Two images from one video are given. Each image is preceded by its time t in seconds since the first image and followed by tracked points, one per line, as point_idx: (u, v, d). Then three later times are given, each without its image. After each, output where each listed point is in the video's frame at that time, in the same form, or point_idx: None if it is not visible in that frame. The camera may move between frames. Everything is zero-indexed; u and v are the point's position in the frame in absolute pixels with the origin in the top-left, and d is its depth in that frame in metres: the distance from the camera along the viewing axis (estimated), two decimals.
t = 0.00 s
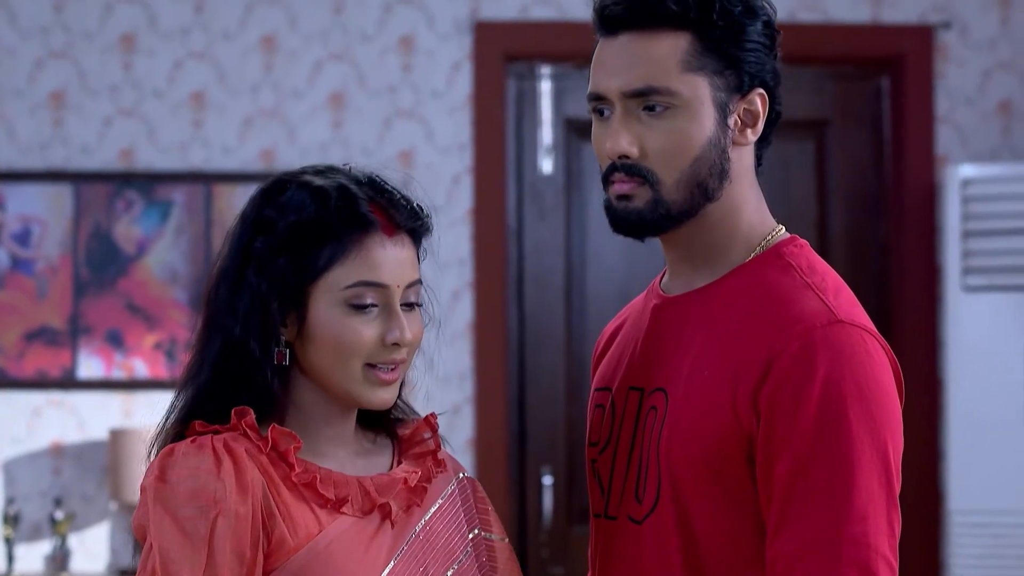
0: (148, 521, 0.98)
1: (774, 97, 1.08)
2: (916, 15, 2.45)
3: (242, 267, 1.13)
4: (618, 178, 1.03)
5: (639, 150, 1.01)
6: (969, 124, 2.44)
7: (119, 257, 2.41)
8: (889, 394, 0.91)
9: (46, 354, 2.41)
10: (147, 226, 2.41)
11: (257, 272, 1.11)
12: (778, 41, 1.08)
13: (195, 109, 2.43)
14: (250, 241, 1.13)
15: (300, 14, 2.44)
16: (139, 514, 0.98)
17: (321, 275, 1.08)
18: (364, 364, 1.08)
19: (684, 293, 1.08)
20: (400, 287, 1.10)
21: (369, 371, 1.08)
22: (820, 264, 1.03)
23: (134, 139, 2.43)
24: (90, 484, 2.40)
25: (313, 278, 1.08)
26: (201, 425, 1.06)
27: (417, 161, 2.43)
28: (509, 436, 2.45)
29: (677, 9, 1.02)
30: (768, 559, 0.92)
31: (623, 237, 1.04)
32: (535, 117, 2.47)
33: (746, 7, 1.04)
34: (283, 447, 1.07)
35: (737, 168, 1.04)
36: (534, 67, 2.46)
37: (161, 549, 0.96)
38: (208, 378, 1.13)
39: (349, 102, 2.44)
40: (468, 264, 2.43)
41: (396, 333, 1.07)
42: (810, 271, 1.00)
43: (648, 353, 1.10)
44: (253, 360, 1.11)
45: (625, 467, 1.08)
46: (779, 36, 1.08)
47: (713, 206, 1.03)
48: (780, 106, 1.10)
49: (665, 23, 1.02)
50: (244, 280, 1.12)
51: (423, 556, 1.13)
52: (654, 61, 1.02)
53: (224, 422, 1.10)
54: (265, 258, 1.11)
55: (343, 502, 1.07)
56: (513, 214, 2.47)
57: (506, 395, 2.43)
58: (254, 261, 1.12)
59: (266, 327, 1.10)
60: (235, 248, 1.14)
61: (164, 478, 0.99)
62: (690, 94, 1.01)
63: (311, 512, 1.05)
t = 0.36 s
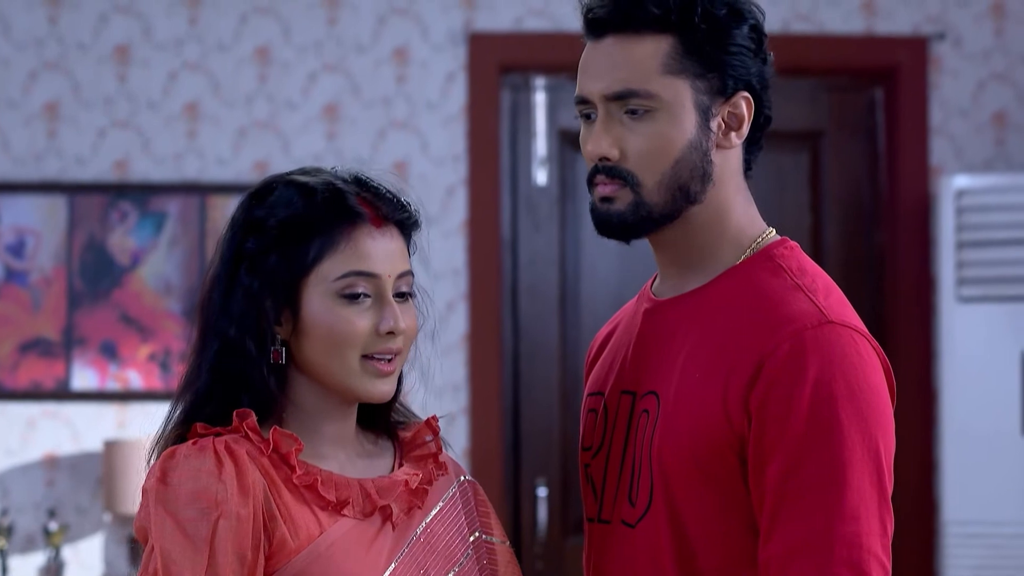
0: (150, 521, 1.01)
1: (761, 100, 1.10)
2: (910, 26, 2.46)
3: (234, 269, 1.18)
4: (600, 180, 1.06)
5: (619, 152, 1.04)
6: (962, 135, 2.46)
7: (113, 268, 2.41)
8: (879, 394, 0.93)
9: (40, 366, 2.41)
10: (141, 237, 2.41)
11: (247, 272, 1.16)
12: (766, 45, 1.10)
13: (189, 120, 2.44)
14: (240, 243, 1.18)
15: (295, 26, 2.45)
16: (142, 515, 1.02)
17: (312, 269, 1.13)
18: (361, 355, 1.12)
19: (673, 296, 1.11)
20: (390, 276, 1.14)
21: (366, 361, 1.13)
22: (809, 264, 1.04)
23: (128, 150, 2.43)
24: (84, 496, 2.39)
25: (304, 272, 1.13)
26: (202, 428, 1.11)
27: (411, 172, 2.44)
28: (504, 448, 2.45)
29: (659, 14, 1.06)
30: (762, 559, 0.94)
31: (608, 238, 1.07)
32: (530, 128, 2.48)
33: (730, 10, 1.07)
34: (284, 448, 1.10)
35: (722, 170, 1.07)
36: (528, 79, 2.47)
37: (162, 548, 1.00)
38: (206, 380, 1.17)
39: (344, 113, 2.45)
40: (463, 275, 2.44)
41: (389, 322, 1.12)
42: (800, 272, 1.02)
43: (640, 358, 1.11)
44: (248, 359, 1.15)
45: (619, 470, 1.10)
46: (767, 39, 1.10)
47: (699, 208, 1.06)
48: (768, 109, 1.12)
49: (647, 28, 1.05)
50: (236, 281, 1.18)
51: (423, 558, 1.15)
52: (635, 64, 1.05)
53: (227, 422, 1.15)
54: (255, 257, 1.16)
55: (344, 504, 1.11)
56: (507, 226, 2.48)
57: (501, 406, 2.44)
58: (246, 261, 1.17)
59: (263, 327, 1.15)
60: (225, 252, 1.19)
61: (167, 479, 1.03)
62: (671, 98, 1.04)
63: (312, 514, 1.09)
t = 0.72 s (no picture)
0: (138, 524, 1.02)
1: (745, 101, 1.11)
2: (905, 37, 2.48)
3: (225, 272, 1.21)
4: (584, 185, 1.09)
5: (599, 156, 1.07)
6: (957, 146, 2.47)
7: (108, 280, 2.41)
8: (871, 395, 0.93)
9: (35, 377, 2.41)
10: (136, 248, 2.41)
11: (237, 273, 1.19)
12: (750, 46, 1.11)
13: (185, 131, 2.44)
14: (229, 246, 1.20)
15: (290, 37, 2.45)
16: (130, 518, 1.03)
17: (299, 266, 1.15)
18: (351, 351, 1.14)
19: (664, 299, 1.12)
20: (377, 271, 1.16)
21: (356, 356, 1.14)
22: (800, 266, 1.06)
23: (123, 161, 2.44)
24: (79, 507, 2.39)
25: (292, 269, 1.15)
26: (195, 429, 1.13)
27: (406, 183, 2.45)
28: (499, 459, 2.45)
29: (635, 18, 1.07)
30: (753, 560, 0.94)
31: (593, 242, 1.10)
32: (525, 139, 2.49)
33: (710, 11, 1.08)
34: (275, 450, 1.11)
35: (705, 172, 1.08)
36: (523, 90, 2.48)
37: (150, 550, 1.00)
38: (198, 383, 1.20)
39: (339, 125, 2.46)
40: (458, 286, 2.44)
41: (377, 316, 1.13)
42: (790, 274, 1.03)
43: (632, 361, 1.13)
44: (239, 360, 1.18)
45: (610, 473, 1.11)
46: (750, 40, 1.11)
47: (683, 210, 1.07)
48: (756, 110, 1.12)
49: (623, 32, 1.08)
50: (226, 284, 1.20)
51: (416, 561, 1.15)
52: (612, 68, 1.07)
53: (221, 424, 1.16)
54: (244, 259, 1.18)
55: (334, 506, 1.11)
56: (503, 237, 2.48)
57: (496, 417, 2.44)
58: (235, 262, 1.19)
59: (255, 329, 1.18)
60: (215, 256, 1.22)
61: (155, 482, 1.04)
62: (648, 101, 1.06)
63: (300, 517, 1.09)
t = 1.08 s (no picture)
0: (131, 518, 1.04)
1: (737, 96, 1.11)
2: (902, 41, 2.49)
3: (218, 266, 1.22)
4: (577, 185, 1.11)
5: (589, 155, 1.08)
6: (955, 150, 2.48)
7: (106, 284, 2.42)
8: (865, 388, 0.94)
9: (33, 381, 2.41)
10: (134, 252, 2.42)
11: (229, 267, 1.20)
12: (739, 41, 1.11)
13: (183, 135, 2.45)
14: (222, 241, 1.22)
15: (289, 42, 2.46)
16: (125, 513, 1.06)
17: (290, 259, 1.17)
18: (344, 342, 1.15)
19: (659, 295, 1.13)
20: (368, 262, 1.18)
21: (351, 347, 1.15)
22: (795, 261, 1.06)
23: (122, 165, 2.44)
24: (77, 511, 2.39)
25: (283, 262, 1.17)
26: (191, 425, 1.13)
27: (404, 187, 2.45)
28: (497, 463, 2.46)
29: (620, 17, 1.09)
30: (749, 555, 0.95)
31: (589, 241, 1.11)
32: (523, 143, 2.50)
33: (696, 7, 1.09)
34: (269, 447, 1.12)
35: (697, 167, 1.08)
36: (521, 94, 2.49)
37: (142, 544, 1.03)
38: (192, 379, 1.21)
39: (337, 129, 2.46)
40: (456, 290, 2.45)
41: (369, 306, 1.14)
42: (785, 269, 1.04)
43: (627, 358, 1.14)
44: (232, 353, 1.19)
45: (605, 469, 1.12)
46: (739, 35, 1.11)
47: (675, 206, 1.08)
48: (748, 105, 1.12)
49: (607, 32, 1.09)
50: (219, 279, 1.21)
51: (410, 560, 1.16)
52: (601, 67, 1.09)
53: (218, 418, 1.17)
54: (236, 253, 1.20)
55: (327, 504, 1.12)
56: (501, 241, 2.49)
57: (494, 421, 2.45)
58: (228, 257, 1.20)
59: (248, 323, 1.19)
60: (208, 252, 1.23)
61: (149, 477, 1.06)
62: (635, 99, 1.07)
63: (292, 514, 1.10)
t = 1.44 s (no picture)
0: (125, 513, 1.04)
1: (729, 90, 1.12)
2: (899, 39, 2.49)
3: (211, 259, 1.23)
4: (571, 184, 1.11)
5: (581, 153, 1.09)
6: (952, 148, 2.49)
7: (104, 281, 2.42)
8: (860, 380, 0.95)
9: (30, 378, 2.42)
10: (132, 250, 2.42)
11: (223, 260, 1.21)
12: (730, 33, 1.12)
13: (180, 133, 2.45)
14: (214, 234, 1.22)
15: (286, 40, 2.46)
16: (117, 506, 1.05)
17: (284, 251, 1.17)
18: (339, 333, 1.16)
19: (654, 289, 1.14)
20: (362, 254, 1.19)
21: (346, 338, 1.16)
22: (790, 254, 1.07)
23: (119, 163, 2.44)
24: (75, 508, 2.39)
25: (277, 254, 1.17)
26: (184, 418, 1.14)
27: (401, 185, 2.45)
28: (494, 461, 2.47)
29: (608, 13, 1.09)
30: (744, 547, 0.96)
31: (584, 238, 1.12)
32: (521, 141, 2.50)
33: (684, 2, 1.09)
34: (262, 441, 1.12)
35: (689, 161, 1.09)
36: (518, 92, 2.49)
37: (134, 538, 1.03)
38: (185, 372, 1.22)
39: (334, 127, 2.46)
40: (453, 288, 2.45)
41: (363, 298, 1.16)
42: (780, 262, 1.05)
43: (622, 352, 1.14)
44: (226, 345, 1.19)
45: (600, 463, 1.12)
46: (729, 28, 1.11)
47: (669, 200, 1.09)
48: (741, 98, 1.13)
49: (596, 29, 1.10)
50: (213, 271, 1.22)
51: (402, 554, 1.17)
52: (590, 65, 1.09)
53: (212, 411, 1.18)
54: (229, 246, 1.21)
55: (321, 498, 1.12)
56: (498, 240, 2.49)
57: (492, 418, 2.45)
58: (221, 250, 1.21)
59: (242, 316, 1.20)
60: (201, 245, 1.24)
61: (144, 471, 1.06)
62: (623, 96, 1.08)
63: (285, 508, 1.11)
